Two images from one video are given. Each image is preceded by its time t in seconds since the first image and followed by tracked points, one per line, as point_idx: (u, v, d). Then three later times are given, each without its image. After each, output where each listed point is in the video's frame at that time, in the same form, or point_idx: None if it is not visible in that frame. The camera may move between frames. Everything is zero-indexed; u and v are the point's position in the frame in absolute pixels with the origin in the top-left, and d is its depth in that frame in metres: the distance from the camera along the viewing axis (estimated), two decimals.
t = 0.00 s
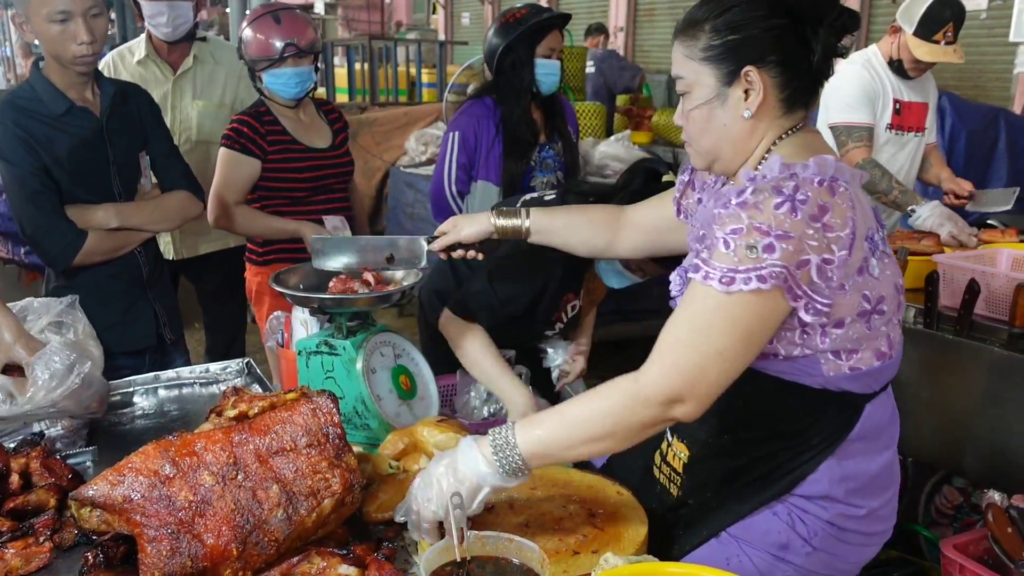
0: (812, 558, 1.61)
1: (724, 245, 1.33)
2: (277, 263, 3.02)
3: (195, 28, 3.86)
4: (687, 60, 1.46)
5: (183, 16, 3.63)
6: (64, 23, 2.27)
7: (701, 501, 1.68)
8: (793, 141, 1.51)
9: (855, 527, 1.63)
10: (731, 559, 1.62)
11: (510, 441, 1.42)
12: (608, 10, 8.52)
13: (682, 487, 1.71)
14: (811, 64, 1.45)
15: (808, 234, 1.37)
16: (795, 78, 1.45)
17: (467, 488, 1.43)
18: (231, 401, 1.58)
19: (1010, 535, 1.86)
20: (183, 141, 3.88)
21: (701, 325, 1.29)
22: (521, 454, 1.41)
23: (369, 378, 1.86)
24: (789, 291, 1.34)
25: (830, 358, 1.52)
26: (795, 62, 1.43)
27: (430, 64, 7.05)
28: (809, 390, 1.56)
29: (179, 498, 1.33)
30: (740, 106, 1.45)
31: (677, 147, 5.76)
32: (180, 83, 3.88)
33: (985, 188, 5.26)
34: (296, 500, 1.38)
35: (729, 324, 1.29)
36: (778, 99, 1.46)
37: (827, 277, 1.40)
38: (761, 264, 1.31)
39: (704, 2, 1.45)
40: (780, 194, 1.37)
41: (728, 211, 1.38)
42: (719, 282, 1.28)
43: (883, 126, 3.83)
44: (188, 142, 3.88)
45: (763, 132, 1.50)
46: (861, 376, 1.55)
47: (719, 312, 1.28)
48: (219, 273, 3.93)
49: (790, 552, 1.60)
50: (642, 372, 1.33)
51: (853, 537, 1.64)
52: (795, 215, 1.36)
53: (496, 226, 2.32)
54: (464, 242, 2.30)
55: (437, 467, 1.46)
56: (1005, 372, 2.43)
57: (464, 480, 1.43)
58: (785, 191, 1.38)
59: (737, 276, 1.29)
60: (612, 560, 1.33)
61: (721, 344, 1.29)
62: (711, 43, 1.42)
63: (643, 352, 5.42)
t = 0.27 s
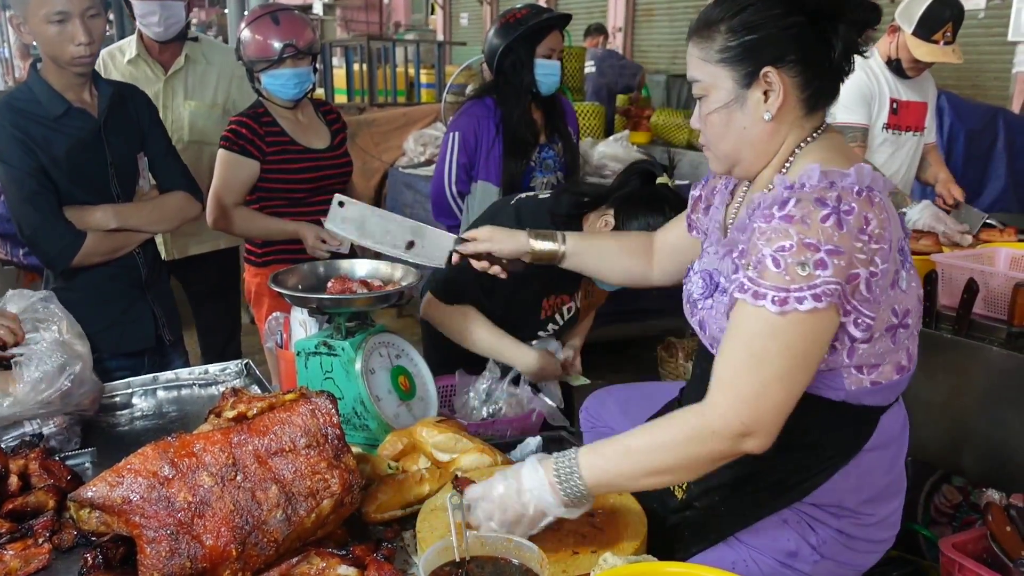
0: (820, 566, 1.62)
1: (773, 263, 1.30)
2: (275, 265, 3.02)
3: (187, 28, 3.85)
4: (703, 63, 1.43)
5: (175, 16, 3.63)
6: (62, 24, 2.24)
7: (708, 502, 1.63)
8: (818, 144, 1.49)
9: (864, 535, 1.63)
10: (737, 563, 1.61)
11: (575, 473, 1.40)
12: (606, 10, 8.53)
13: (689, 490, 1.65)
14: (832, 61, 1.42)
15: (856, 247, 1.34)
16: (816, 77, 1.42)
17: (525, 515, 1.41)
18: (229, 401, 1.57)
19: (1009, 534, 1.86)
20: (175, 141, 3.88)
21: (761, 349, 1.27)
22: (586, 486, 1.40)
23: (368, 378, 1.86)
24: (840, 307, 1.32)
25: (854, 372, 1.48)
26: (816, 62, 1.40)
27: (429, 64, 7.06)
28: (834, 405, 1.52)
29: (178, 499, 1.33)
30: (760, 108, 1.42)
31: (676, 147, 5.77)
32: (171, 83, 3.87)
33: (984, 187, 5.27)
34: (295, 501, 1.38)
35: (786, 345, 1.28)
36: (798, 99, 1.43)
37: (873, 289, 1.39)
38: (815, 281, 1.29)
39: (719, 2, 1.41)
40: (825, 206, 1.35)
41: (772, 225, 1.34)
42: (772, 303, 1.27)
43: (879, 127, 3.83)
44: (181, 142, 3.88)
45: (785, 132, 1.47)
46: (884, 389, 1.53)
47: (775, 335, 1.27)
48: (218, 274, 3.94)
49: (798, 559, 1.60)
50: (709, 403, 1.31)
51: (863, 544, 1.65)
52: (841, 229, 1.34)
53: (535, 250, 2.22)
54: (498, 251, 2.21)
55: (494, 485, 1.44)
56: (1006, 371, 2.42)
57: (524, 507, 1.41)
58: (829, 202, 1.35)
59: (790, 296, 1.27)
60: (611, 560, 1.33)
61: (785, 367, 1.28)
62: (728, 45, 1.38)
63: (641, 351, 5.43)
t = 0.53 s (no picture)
0: (820, 569, 1.57)
1: (825, 279, 1.30)
2: (273, 265, 3.01)
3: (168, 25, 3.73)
4: (697, 81, 1.42)
5: (156, 14, 3.52)
6: (61, 24, 2.24)
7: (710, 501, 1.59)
8: (822, 147, 1.49)
9: (865, 537, 1.59)
10: (737, 564, 1.56)
11: (672, 468, 1.43)
12: (606, 11, 8.54)
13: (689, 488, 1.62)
14: (823, 58, 1.41)
15: (892, 249, 1.35)
16: (813, 75, 1.41)
17: (617, 511, 1.41)
18: (228, 402, 1.57)
19: (1005, 534, 1.86)
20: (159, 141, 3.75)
21: (839, 366, 1.29)
22: (680, 486, 1.43)
23: (366, 378, 1.86)
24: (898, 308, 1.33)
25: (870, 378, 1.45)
26: (810, 62, 1.39)
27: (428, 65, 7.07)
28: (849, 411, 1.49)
29: (176, 499, 1.33)
30: (761, 117, 1.41)
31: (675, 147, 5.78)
32: (152, 81, 3.73)
33: (983, 188, 5.27)
34: (293, 501, 1.38)
35: (867, 356, 1.28)
36: (798, 102, 1.42)
37: (914, 285, 1.42)
38: (867, 290, 1.28)
39: (702, 19, 1.41)
40: (859, 211, 1.35)
41: (811, 237, 1.34)
42: (833, 317, 1.27)
43: (876, 128, 3.82)
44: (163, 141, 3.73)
45: (789, 135, 1.46)
46: (894, 392, 1.50)
47: (853, 350, 1.28)
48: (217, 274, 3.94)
49: (799, 561, 1.55)
50: (810, 427, 1.33)
51: (864, 547, 1.60)
52: (877, 232, 1.34)
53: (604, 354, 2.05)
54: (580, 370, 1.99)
55: (585, 484, 1.44)
56: (1007, 371, 2.42)
57: (616, 500, 1.41)
58: (861, 207, 1.35)
59: (848, 309, 1.27)
60: (609, 559, 1.34)
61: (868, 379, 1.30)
62: (720, 59, 1.38)
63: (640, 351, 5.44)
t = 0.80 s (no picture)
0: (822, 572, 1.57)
1: (842, 286, 1.28)
2: (275, 264, 3.02)
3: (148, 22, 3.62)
4: (698, 94, 1.40)
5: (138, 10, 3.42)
6: (66, 22, 2.25)
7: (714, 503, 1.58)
8: (826, 152, 1.50)
9: (865, 538, 1.60)
10: (739, 566, 1.55)
11: (668, 473, 1.46)
12: (608, 14, 8.56)
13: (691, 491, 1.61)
14: (817, 58, 1.42)
15: (907, 258, 1.34)
16: (811, 79, 1.42)
17: (614, 514, 1.42)
18: (230, 399, 1.58)
19: (1003, 538, 1.86)
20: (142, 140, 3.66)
21: (842, 374, 1.30)
22: (675, 491, 1.45)
23: (367, 377, 1.86)
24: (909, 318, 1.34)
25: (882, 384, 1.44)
26: (806, 63, 1.40)
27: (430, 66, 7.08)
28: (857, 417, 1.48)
29: (177, 496, 1.33)
30: (768, 122, 1.41)
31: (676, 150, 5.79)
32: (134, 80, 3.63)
33: (983, 193, 5.28)
34: (294, 498, 1.38)
35: (870, 367, 1.29)
36: (800, 105, 1.42)
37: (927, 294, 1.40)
38: (883, 299, 1.28)
39: (693, 31, 1.41)
40: (877, 219, 1.32)
41: (831, 246, 1.31)
42: (846, 326, 1.28)
43: (878, 133, 3.82)
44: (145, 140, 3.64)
45: (795, 138, 1.46)
46: (899, 397, 1.49)
47: (857, 358, 1.29)
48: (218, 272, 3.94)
49: (801, 565, 1.55)
50: (808, 432, 1.35)
51: (864, 548, 1.61)
52: (894, 240, 1.32)
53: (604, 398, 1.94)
54: (579, 423, 1.86)
55: (584, 483, 1.46)
56: (1007, 374, 2.43)
57: (615, 501, 1.43)
58: (879, 214, 1.33)
59: (862, 318, 1.27)
60: (608, 559, 1.34)
61: (870, 388, 1.31)
62: (719, 70, 1.37)
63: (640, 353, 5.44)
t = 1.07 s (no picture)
0: (821, 571, 1.57)
1: (832, 289, 1.29)
2: (277, 264, 3.02)
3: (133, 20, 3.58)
4: (690, 99, 1.40)
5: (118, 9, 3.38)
6: (69, 23, 2.25)
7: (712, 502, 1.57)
8: (820, 152, 1.50)
9: (863, 538, 1.60)
10: (738, 566, 1.55)
11: (650, 473, 1.46)
12: (608, 15, 8.57)
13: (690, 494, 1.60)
14: (806, 60, 1.43)
15: (900, 258, 1.34)
16: (801, 80, 1.42)
17: (602, 520, 1.42)
18: (231, 399, 1.58)
19: (1004, 537, 1.87)
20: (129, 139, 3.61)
21: (828, 375, 1.30)
22: (660, 489, 1.45)
23: (369, 377, 1.87)
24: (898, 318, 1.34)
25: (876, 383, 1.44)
26: (797, 65, 1.41)
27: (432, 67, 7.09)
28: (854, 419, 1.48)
29: (180, 495, 1.34)
30: (761, 125, 1.41)
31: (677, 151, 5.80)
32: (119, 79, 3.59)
33: (984, 193, 5.28)
34: (296, 497, 1.39)
35: (857, 369, 1.29)
36: (792, 107, 1.42)
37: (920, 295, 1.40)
38: (874, 301, 1.28)
39: (681, 37, 1.41)
40: (870, 220, 1.32)
41: (822, 247, 1.31)
42: (836, 327, 1.28)
43: (879, 135, 3.82)
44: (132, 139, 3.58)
45: (787, 142, 1.46)
46: (897, 397, 1.49)
47: (843, 359, 1.29)
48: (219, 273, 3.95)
49: (801, 565, 1.55)
50: (790, 430, 1.35)
51: (863, 547, 1.61)
52: (887, 241, 1.32)
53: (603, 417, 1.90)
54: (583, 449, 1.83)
55: (567, 496, 1.44)
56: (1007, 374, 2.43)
57: (600, 508, 1.42)
58: (872, 216, 1.33)
59: (853, 319, 1.27)
60: (609, 559, 1.34)
61: (855, 390, 1.31)
62: (710, 75, 1.37)
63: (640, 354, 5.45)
